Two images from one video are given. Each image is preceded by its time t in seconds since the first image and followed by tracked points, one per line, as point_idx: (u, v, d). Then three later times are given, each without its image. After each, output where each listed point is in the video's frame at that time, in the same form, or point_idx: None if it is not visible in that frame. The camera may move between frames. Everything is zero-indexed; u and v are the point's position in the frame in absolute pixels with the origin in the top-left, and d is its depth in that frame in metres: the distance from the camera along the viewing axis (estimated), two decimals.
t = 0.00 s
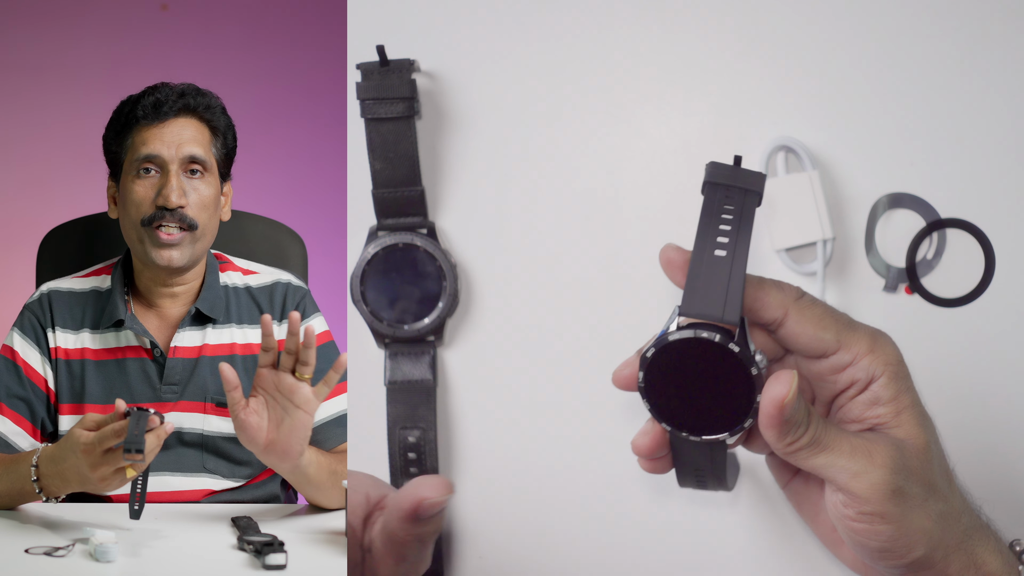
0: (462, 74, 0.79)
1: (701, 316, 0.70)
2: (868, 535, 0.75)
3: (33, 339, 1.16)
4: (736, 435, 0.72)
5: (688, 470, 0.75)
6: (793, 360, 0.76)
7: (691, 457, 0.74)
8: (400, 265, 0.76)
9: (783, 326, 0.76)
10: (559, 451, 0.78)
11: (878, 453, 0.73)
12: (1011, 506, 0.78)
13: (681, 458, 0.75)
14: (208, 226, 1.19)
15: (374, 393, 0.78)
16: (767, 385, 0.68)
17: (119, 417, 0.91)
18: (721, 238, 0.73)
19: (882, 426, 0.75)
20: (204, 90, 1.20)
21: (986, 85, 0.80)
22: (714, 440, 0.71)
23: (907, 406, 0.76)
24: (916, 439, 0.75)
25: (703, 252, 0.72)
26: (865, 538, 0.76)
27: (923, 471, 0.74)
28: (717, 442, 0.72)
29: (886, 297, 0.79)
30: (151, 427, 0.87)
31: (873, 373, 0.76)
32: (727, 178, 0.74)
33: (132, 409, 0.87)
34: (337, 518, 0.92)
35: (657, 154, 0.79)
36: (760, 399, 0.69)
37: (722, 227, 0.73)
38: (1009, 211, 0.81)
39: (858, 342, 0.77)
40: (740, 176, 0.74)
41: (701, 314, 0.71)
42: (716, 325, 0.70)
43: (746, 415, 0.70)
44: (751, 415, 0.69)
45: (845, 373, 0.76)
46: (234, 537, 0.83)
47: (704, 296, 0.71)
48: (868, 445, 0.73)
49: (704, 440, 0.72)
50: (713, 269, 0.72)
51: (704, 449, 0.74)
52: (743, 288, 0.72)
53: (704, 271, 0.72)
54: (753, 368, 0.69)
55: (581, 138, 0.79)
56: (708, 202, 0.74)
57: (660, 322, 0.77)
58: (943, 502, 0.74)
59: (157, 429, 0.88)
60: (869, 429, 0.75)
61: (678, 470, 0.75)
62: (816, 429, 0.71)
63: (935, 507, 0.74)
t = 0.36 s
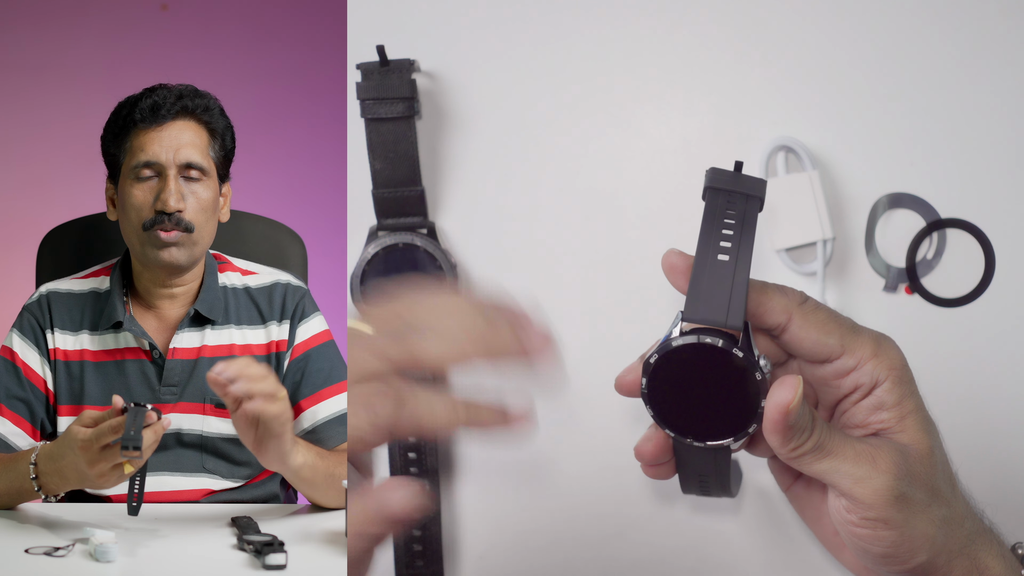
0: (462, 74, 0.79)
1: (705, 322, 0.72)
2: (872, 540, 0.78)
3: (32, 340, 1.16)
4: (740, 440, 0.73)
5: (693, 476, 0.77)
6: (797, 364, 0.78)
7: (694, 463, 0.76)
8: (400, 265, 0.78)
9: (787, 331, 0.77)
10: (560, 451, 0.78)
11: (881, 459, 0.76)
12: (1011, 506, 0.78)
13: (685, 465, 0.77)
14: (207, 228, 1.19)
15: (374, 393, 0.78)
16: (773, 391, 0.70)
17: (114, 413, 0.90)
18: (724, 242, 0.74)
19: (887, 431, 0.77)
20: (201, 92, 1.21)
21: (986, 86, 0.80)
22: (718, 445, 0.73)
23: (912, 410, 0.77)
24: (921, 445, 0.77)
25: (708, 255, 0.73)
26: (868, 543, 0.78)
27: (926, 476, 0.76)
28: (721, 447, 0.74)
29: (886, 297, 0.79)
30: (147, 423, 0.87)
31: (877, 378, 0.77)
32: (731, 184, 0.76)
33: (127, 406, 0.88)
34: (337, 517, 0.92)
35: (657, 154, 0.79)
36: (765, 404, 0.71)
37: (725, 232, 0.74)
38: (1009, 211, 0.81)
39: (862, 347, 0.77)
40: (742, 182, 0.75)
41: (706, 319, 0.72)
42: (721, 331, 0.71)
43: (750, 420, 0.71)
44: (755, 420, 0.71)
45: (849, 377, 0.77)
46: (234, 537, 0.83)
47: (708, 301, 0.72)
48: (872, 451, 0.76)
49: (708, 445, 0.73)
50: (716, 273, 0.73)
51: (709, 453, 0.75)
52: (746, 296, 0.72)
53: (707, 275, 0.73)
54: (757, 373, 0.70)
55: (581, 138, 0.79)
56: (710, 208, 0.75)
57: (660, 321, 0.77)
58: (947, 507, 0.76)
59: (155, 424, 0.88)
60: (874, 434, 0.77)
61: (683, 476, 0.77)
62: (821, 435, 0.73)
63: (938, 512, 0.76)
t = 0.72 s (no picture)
0: (462, 75, 0.79)
1: (707, 315, 0.70)
2: (872, 536, 0.77)
3: (34, 341, 1.16)
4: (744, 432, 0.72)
5: (695, 467, 0.76)
6: (799, 360, 0.77)
7: (697, 454, 0.76)
8: (400, 265, 0.76)
9: (790, 326, 0.76)
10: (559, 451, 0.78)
11: (883, 454, 0.74)
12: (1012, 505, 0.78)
13: (688, 456, 0.76)
14: (206, 232, 1.19)
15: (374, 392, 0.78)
16: (775, 383, 0.70)
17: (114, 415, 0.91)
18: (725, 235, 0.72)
19: (888, 426, 0.76)
20: (198, 93, 1.21)
21: (986, 85, 0.80)
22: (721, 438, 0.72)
23: (915, 405, 0.76)
24: (923, 441, 0.76)
25: (708, 248, 0.72)
26: (868, 538, 0.77)
27: (928, 472, 0.75)
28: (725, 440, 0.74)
29: (886, 297, 0.79)
30: (147, 425, 0.88)
31: (880, 374, 0.76)
32: (729, 177, 0.75)
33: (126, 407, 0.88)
34: (337, 517, 0.92)
35: (657, 153, 0.79)
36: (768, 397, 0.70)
37: (726, 225, 0.72)
38: (1009, 211, 0.81)
39: (864, 342, 0.76)
40: (740, 176, 0.74)
41: (707, 313, 0.70)
42: (723, 323, 0.70)
43: (754, 413, 0.70)
44: (758, 413, 0.70)
45: (851, 373, 0.76)
46: (234, 537, 0.83)
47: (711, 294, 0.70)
48: (873, 445, 0.75)
49: (711, 438, 0.72)
50: (717, 267, 0.71)
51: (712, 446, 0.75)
52: (746, 288, 0.71)
53: (710, 267, 0.71)
54: (760, 365, 0.69)
55: (581, 138, 0.79)
56: (710, 202, 0.74)
57: (660, 321, 0.77)
58: (948, 503, 0.76)
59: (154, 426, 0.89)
60: (875, 429, 0.76)
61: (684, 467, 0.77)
62: (822, 428, 0.72)
63: (939, 508, 0.75)
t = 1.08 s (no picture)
0: (462, 74, 0.79)
1: (711, 307, 0.71)
2: (873, 531, 0.76)
3: (34, 340, 1.16)
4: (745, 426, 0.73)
5: (698, 457, 0.76)
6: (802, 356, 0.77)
7: (701, 447, 0.75)
8: (400, 265, 0.77)
9: (793, 320, 0.76)
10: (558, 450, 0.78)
11: (885, 449, 0.72)
12: (1009, 503, 0.79)
13: (690, 449, 0.75)
14: (201, 229, 1.19)
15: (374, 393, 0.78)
16: (777, 376, 0.69)
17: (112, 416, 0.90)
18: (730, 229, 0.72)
19: (891, 422, 0.75)
20: (183, 91, 1.20)
21: (985, 85, 0.80)
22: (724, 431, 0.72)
23: (917, 402, 0.75)
24: (925, 436, 0.74)
25: (714, 241, 0.72)
26: (868, 533, 0.76)
27: (930, 467, 0.73)
28: (726, 433, 0.73)
29: (886, 296, 0.79)
30: (147, 428, 0.86)
31: (883, 369, 0.76)
32: (736, 171, 0.74)
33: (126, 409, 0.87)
34: (337, 517, 0.92)
35: (657, 153, 0.79)
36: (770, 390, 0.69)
37: (731, 219, 0.72)
38: (1008, 211, 0.81)
39: (867, 338, 0.76)
40: (748, 169, 0.74)
41: (711, 305, 0.71)
42: (727, 316, 0.71)
43: (756, 406, 0.71)
44: (760, 406, 0.71)
45: (853, 369, 0.76)
46: (234, 536, 0.83)
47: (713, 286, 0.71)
48: (875, 440, 0.73)
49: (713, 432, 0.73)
50: (721, 261, 0.72)
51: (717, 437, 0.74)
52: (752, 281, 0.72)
53: (713, 261, 0.72)
54: (763, 357, 0.70)
55: (581, 137, 0.79)
56: (716, 195, 0.74)
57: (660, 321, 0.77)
58: (949, 499, 0.74)
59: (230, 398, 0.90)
60: (878, 425, 0.75)
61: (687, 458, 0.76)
62: (825, 422, 0.70)
63: (941, 505, 0.74)
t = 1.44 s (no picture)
0: (462, 74, 0.79)
1: (701, 305, 0.72)
2: (866, 527, 0.77)
3: (31, 338, 1.15)
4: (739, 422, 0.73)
5: (693, 458, 0.76)
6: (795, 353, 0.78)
7: (696, 445, 0.75)
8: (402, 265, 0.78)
9: (784, 318, 0.76)
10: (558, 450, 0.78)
11: (876, 444, 0.75)
12: (1011, 503, 0.78)
13: (684, 447, 0.75)
14: (207, 227, 1.20)
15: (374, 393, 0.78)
16: (770, 371, 0.70)
17: (114, 418, 0.93)
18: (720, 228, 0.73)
19: (883, 418, 0.77)
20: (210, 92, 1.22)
21: (985, 85, 0.80)
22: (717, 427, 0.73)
23: (909, 398, 0.77)
24: (918, 431, 0.77)
25: (703, 239, 0.73)
26: (862, 529, 0.77)
27: (921, 463, 0.76)
28: (720, 429, 0.74)
29: (886, 297, 0.79)
30: (148, 428, 0.90)
31: (875, 365, 0.77)
32: (726, 170, 0.75)
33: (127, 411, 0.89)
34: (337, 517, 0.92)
35: (657, 153, 0.79)
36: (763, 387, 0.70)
37: (721, 217, 0.73)
38: (1010, 211, 0.81)
39: (859, 335, 0.77)
40: (738, 168, 0.75)
41: (702, 303, 0.72)
42: (718, 314, 0.71)
43: (750, 402, 0.71)
44: (754, 402, 0.71)
45: (846, 365, 0.77)
46: (234, 536, 0.83)
47: (704, 283, 0.72)
48: (868, 436, 0.75)
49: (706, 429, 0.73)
50: (712, 259, 0.72)
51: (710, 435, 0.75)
52: (742, 281, 0.72)
53: (703, 260, 0.73)
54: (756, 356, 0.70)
55: (581, 138, 0.79)
56: (706, 194, 0.75)
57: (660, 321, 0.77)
58: (941, 495, 0.76)
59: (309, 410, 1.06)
60: (871, 421, 0.77)
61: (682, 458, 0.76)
62: (817, 417, 0.73)
63: (933, 500, 0.76)
